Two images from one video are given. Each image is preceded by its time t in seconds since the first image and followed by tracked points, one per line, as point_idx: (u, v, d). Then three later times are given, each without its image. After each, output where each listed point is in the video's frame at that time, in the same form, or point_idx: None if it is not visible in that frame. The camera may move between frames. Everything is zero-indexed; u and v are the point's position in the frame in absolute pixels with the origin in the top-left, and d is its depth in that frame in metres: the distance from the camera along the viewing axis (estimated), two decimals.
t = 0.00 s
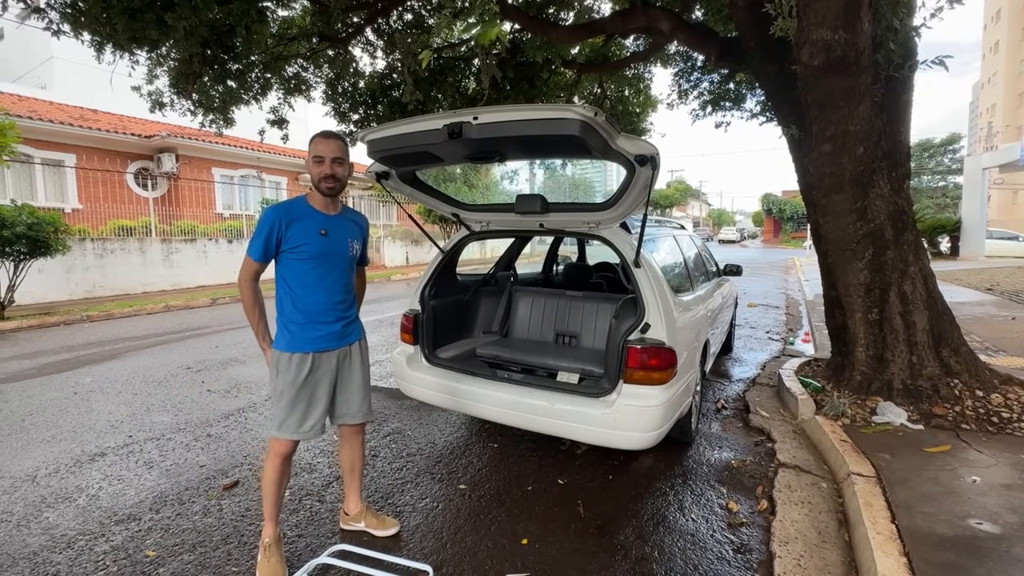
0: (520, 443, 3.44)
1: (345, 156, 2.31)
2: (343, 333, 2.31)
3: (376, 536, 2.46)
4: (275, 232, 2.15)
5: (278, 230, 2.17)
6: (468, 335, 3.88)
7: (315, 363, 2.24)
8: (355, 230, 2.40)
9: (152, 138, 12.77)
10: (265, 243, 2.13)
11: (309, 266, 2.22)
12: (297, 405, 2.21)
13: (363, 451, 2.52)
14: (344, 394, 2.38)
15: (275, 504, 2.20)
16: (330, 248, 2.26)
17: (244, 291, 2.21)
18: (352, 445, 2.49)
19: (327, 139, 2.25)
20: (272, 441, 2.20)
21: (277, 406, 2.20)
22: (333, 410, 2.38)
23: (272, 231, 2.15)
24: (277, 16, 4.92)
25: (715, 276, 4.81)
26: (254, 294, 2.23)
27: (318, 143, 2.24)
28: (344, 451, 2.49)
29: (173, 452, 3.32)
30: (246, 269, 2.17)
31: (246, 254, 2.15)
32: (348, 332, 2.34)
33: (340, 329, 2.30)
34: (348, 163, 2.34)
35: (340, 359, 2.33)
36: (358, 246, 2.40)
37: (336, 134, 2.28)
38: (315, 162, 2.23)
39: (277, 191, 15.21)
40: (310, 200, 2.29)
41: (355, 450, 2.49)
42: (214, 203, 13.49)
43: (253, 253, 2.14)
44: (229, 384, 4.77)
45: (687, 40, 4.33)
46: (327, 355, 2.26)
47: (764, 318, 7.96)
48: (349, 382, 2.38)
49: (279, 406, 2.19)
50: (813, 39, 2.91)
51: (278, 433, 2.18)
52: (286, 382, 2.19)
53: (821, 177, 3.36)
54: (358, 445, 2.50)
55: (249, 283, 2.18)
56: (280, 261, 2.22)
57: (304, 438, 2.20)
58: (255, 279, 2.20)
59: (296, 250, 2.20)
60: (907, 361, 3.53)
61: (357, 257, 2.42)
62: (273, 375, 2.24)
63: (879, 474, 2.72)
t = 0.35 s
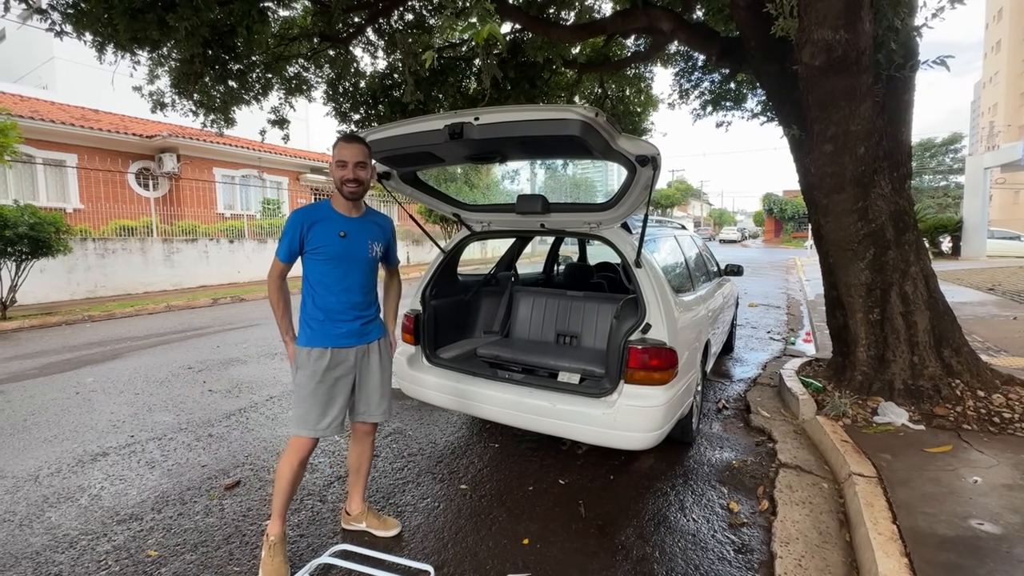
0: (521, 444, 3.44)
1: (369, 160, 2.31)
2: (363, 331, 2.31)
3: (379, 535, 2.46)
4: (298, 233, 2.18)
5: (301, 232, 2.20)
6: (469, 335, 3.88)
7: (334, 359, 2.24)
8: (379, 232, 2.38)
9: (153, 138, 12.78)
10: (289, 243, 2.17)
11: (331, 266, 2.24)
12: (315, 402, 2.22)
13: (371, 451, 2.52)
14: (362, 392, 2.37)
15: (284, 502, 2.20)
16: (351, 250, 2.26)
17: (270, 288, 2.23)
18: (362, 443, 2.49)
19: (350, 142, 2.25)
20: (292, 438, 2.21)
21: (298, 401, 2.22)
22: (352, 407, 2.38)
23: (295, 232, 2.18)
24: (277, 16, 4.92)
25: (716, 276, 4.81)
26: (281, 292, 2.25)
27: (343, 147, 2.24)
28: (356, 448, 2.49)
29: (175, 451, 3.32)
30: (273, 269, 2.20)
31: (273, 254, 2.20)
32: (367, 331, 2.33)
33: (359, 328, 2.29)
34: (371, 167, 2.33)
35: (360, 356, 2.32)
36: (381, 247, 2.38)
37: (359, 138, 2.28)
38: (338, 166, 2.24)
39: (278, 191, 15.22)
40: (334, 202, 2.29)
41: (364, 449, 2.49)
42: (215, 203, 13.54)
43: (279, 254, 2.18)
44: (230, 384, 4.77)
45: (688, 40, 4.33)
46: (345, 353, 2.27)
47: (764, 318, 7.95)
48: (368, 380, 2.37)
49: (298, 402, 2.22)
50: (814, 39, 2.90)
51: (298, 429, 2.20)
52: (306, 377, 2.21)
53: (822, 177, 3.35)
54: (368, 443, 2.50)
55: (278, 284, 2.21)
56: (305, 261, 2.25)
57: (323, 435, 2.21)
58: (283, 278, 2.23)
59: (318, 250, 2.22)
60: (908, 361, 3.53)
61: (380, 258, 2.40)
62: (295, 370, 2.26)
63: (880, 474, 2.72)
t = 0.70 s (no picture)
0: (523, 444, 3.44)
1: (370, 162, 2.30)
2: (358, 333, 2.31)
3: (381, 537, 2.46)
4: (293, 234, 2.18)
5: (298, 232, 2.20)
6: (471, 335, 3.88)
7: (327, 360, 2.25)
8: (377, 234, 2.37)
9: (155, 139, 12.80)
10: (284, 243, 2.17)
11: (326, 267, 2.24)
12: (311, 401, 2.22)
13: (369, 452, 2.50)
14: (356, 392, 2.37)
15: (282, 502, 2.20)
16: (347, 251, 2.26)
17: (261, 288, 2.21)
18: (359, 444, 2.46)
19: (352, 144, 2.24)
20: (291, 438, 2.20)
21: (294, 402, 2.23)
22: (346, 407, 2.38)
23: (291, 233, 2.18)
24: (280, 17, 4.93)
25: (718, 276, 4.81)
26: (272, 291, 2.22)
27: (344, 148, 2.23)
28: (353, 448, 2.47)
29: (178, 452, 3.33)
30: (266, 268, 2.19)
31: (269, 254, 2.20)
32: (363, 332, 2.34)
33: (354, 330, 2.29)
34: (372, 169, 2.33)
35: (353, 357, 2.32)
36: (379, 249, 2.37)
37: (361, 139, 2.27)
38: (339, 167, 2.24)
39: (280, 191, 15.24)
40: (332, 203, 2.30)
41: (361, 450, 2.47)
42: (217, 203, 13.68)
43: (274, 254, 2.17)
44: (233, 384, 4.78)
45: (690, 41, 4.32)
46: (339, 353, 2.27)
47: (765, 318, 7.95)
48: (362, 380, 2.37)
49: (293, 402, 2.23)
50: (817, 40, 2.90)
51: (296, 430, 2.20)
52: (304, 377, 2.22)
53: (824, 178, 3.35)
54: (365, 444, 2.48)
55: (269, 281, 2.18)
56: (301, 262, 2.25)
57: (319, 434, 2.22)
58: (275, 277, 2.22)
59: (313, 251, 2.22)
60: (911, 362, 3.52)
61: (378, 260, 2.40)
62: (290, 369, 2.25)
63: (883, 476, 2.71)
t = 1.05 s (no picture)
0: (526, 446, 3.43)
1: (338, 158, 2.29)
2: (341, 335, 2.32)
3: (384, 538, 2.46)
4: (262, 244, 2.10)
5: (267, 242, 2.12)
6: (474, 336, 3.88)
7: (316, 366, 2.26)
8: (344, 232, 2.36)
9: (158, 140, 12.83)
10: (255, 256, 2.08)
11: (302, 275, 2.20)
12: (296, 408, 2.22)
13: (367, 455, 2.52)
14: (345, 398, 2.39)
15: (275, 508, 2.20)
16: (321, 254, 2.23)
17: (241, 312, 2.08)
18: (356, 447, 2.48)
19: (325, 142, 2.22)
20: (271, 444, 2.20)
21: (278, 409, 2.21)
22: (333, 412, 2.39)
23: (260, 244, 2.10)
24: (282, 18, 4.94)
25: (721, 277, 4.80)
26: (256, 313, 2.10)
27: (318, 147, 2.19)
28: (351, 452, 2.48)
29: (181, 453, 3.33)
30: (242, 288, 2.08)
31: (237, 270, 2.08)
32: (345, 334, 2.35)
33: (337, 333, 2.30)
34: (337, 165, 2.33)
35: (339, 363, 2.33)
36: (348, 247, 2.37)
37: (328, 136, 2.25)
38: (318, 167, 2.18)
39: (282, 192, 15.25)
40: (298, 204, 2.23)
41: (360, 454, 2.49)
42: (218, 204, 13.94)
43: (245, 269, 2.07)
44: (235, 385, 4.78)
45: (693, 41, 4.31)
46: (327, 359, 2.28)
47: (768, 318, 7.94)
48: (352, 386, 2.39)
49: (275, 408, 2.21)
50: (821, 40, 2.89)
51: (275, 436, 2.19)
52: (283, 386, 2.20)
53: (829, 178, 3.34)
54: (362, 448, 2.50)
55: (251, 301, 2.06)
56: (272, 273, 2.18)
57: (300, 442, 2.21)
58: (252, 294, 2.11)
59: (287, 260, 2.17)
60: (916, 363, 3.50)
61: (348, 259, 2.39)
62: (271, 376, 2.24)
63: (888, 478, 2.70)
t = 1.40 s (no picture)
0: (529, 447, 3.43)
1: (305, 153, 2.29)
2: (330, 329, 2.38)
3: (387, 541, 2.46)
4: (262, 249, 2.05)
5: (264, 245, 2.07)
6: (477, 338, 3.88)
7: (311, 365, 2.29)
8: (317, 228, 2.38)
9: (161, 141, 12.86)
10: (259, 262, 2.03)
11: (298, 275, 2.21)
12: (291, 413, 2.22)
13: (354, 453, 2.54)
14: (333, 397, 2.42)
15: (273, 511, 2.21)
16: (310, 251, 2.25)
17: (255, 323, 2.03)
18: (344, 447, 2.50)
19: (289, 135, 2.21)
20: (264, 448, 2.20)
21: (271, 416, 2.21)
22: (325, 414, 2.41)
23: (261, 250, 2.05)
24: (286, 19, 4.94)
25: (724, 278, 4.79)
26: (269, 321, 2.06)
27: (282, 140, 2.19)
28: (338, 453, 2.50)
29: (185, 454, 3.34)
30: (253, 299, 2.03)
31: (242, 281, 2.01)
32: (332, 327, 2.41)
33: (327, 326, 2.36)
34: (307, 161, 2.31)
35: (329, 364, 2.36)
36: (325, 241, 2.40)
37: (293, 130, 2.25)
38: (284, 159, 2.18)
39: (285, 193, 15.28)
40: (275, 203, 2.20)
41: (347, 453, 2.50)
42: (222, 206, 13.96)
43: (253, 277, 2.01)
44: (238, 386, 4.79)
45: (696, 41, 4.30)
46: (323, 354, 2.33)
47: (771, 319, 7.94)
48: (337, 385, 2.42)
49: (268, 415, 2.21)
50: (825, 41, 2.88)
51: (271, 441, 2.20)
52: (280, 393, 2.20)
53: (832, 179, 3.33)
54: (348, 447, 2.51)
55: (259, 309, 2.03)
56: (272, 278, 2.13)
57: (296, 445, 2.23)
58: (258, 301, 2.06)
59: (286, 262, 2.15)
60: (920, 365, 3.49)
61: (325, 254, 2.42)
62: (264, 383, 2.23)
63: (893, 480, 2.69)
